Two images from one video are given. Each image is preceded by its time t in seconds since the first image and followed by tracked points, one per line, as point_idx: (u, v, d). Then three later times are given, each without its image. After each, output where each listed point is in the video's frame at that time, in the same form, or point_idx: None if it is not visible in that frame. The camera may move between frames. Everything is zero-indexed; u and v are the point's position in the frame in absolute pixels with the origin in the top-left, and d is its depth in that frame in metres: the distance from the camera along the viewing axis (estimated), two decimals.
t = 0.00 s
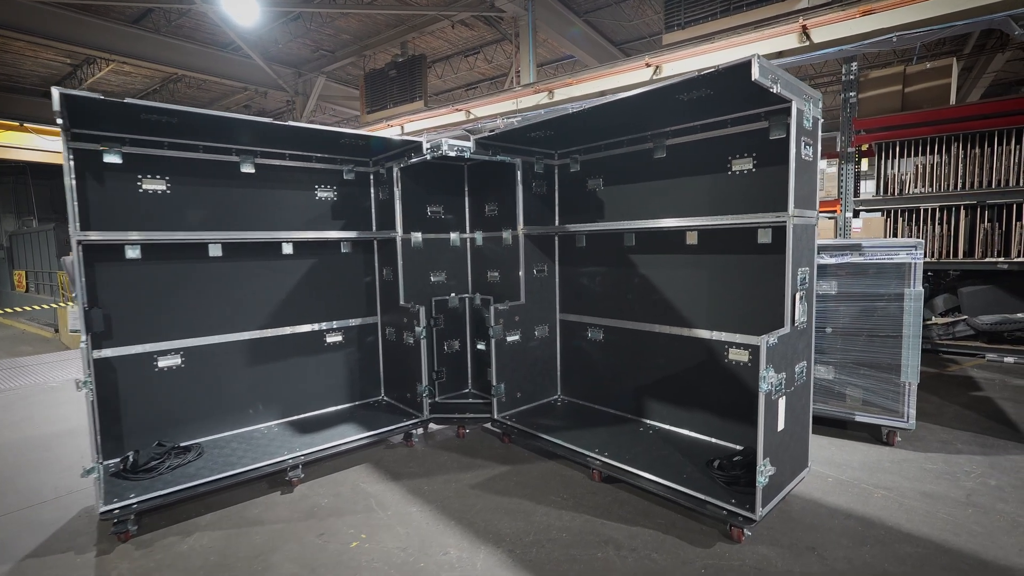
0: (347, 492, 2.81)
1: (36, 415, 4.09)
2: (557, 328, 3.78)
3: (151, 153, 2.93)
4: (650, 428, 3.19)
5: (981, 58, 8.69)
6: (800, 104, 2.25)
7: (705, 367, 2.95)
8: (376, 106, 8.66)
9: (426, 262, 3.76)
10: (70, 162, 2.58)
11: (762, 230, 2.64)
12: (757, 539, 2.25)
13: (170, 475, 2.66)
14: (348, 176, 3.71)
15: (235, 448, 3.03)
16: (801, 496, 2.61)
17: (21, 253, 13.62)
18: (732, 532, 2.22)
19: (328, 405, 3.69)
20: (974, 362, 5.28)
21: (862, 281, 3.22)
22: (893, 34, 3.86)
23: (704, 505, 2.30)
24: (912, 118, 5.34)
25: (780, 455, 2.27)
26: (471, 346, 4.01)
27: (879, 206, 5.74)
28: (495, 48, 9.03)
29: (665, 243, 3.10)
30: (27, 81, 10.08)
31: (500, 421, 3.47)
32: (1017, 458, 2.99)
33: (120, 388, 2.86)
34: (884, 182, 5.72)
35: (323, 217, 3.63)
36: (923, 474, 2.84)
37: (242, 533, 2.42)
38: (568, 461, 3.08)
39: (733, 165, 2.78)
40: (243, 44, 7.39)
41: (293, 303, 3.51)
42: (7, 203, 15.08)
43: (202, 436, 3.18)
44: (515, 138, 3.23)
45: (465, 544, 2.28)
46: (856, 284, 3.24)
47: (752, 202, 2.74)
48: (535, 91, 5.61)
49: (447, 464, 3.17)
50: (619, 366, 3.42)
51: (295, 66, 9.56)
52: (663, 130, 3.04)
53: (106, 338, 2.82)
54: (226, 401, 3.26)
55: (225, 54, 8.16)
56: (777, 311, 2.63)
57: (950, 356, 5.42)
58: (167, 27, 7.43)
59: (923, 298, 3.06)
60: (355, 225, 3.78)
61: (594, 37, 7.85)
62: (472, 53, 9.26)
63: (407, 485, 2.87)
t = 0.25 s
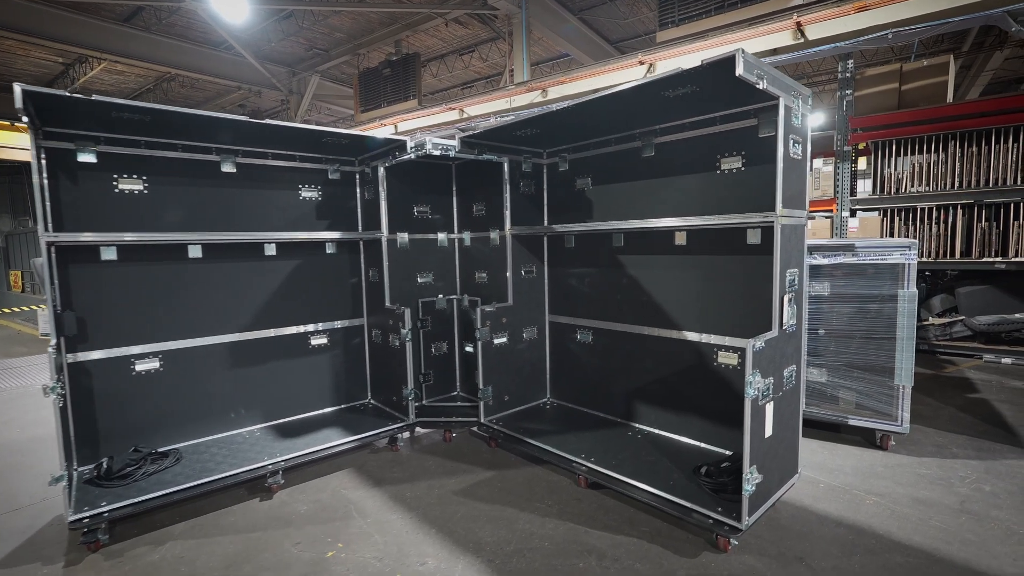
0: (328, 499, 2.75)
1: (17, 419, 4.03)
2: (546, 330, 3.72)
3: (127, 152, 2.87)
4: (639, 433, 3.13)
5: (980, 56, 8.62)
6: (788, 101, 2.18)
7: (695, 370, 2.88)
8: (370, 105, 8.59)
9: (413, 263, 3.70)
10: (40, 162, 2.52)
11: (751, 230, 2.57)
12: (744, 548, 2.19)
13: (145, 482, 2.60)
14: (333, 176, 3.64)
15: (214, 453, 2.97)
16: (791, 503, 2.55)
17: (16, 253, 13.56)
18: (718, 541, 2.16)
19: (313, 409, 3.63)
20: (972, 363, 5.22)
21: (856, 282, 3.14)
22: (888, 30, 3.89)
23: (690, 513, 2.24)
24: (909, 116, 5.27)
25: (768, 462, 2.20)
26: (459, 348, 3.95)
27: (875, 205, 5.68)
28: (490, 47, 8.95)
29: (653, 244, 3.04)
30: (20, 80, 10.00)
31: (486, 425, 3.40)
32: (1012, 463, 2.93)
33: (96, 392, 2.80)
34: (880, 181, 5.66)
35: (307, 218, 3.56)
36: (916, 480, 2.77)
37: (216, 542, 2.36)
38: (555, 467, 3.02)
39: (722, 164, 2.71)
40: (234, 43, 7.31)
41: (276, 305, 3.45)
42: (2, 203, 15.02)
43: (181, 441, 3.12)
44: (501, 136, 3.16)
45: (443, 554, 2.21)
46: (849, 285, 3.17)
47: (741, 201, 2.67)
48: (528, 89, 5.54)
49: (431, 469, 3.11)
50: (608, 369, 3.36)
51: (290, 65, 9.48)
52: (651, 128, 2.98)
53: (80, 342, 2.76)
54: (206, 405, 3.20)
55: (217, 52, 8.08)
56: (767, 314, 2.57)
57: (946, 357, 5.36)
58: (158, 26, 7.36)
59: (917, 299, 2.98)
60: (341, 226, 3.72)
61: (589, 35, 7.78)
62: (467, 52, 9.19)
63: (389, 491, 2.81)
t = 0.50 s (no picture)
0: (306, 503, 2.71)
1: None
2: (532, 332, 3.68)
3: (104, 152, 2.83)
4: (624, 435, 3.09)
5: (977, 54, 8.58)
6: (769, 99, 2.14)
7: (679, 372, 2.85)
8: (364, 104, 8.54)
9: (398, 263, 3.66)
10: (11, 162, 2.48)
11: (734, 230, 2.53)
12: (724, 554, 2.16)
13: (119, 486, 2.57)
14: (317, 176, 3.60)
15: (192, 457, 2.93)
16: (774, 507, 2.51)
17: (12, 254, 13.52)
18: (698, 547, 2.12)
19: (296, 411, 3.59)
20: (965, 363, 5.15)
21: (844, 282, 3.10)
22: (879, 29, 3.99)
23: (669, 519, 2.20)
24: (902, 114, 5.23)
25: (749, 467, 2.17)
26: (446, 350, 3.91)
27: (869, 205, 5.63)
28: (484, 46, 8.90)
29: (639, 244, 3.00)
30: (13, 80, 9.94)
31: (471, 428, 3.37)
32: (1001, 466, 2.89)
33: (71, 395, 2.77)
34: (874, 180, 5.61)
35: (290, 218, 3.52)
36: (903, 483, 2.74)
37: (189, 548, 2.33)
38: (538, 470, 2.98)
39: (706, 164, 2.67)
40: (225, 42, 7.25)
41: (259, 306, 3.42)
42: None
43: (160, 445, 3.09)
44: (484, 136, 3.13)
45: (418, 561, 2.18)
46: (837, 286, 3.13)
47: (725, 201, 2.63)
48: (520, 88, 5.50)
49: (414, 473, 3.07)
50: (593, 370, 3.32)
51: (284, 65, 9.44)
52: (636, 127, 2.94)
53: (55, 344, 2.72)
54: (186, 407, 3.16)
55: (209, 52, 8.03)
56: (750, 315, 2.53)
57: (940, 357, 5.30)
58: (150, 25, 7.32)
59: (905, 300, 2.94)
60: (325, 226, 3.68)
61: (583, 34, 7.73)
62: (462, 51, 9.14)
63: (369, 495, 2.77)
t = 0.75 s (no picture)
0: (281, 508, 2.68)
1: None
2: (515, 333, 3.65)
3: (77, 152, 2.80)
4: (604, 439, 3.06)
5: (971, 54, 8.56)
6: (743, 98, 2.10)
7: (658, 375, 2.82)
8: (356, 104, 8.51)
9: (380, 265, 3.63)
10: None
11: (712, 232, 2.51)
12: (697, 560, 2.13)
13: (90, 491, 2.54)
14: (297, 177, 3.57)
15: (167, 461, 2.90)
16: (752, 512, 2.48)
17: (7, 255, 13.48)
18: (671, 554, 2.09)
19: (277, 414, 3.56)
20: (955, 365, 5.10)
21: (827, 284, 3.06)
22: (866, 28, 4.05)
23: (643, 525, 2.17)
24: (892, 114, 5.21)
25: (723, 472, 2.14)
26: (429, 351, 3.88)
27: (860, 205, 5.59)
28: (477, 46, 8.87)
29: (618, 246, 2.97)
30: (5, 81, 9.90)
31: (452, 431, 3.34)
32: (984, 470, 2.86)
33: (44, 399, 2.73)
34: (864, 180, 5.58)
35: (270, 219, 3.49)
36: (885, 487, 2.71)
37: (157, 554, 2.30)
38: (517, 474, 2.95)
39: (684, 164, 2.65)
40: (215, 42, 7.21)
41: (238, 308, 3.38)
42: None
43: (136, 448, 3.06)
44: (464, 136, 3.10)
45: (387, 567, 2.15)
46: (819, 287, 3.09)
47: (703, 202, 2.60)
48: (509, 88, 5.46)
49: (392, 476, 3.04)
50: (575, 373, 3.30)
51: (277, 65, 9.40)
52: (615, 127, 2.91)
53: (27, 347, 2.69)
54: (163, 410, 3.13)
55: (200, 52, 7.99)
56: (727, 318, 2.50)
57: (931, 358, 5.27)
58: (141, 25, 7.27)
59: (887, 302, 2.91)
60: (306, 227, 3.65)
61: (576, 34, 7.70)
62: (455, 51, 9.10)
63: (345, 500, 2.75)
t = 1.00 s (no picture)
0: (250, 514, 2.66)
1: None
2: (495, 337, 3.63)
3: (47, 156, 2.78)
4: (580, 444, 3.04)
5: (965, 55, 8.53)
6: (710, 102, 2.07)
7: (633, 380, 2.80)
8: (348, 105, 8.48)
9: (359, 268, 3.61)
10: None
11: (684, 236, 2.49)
12: (664, 570, 2.11)
13: (56, 498, 2.52)
14: (276, 179, 3.55)
15: (138, 467, 2.88)
16: (724, 519, 2.46)
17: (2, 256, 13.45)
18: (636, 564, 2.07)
19: (255, 418, 3.54)
20: (942, 368, 5.05)
21: (805, 288, 3.04)
22: (851, 29, 4.07)
23: (610, 534, 2.15)
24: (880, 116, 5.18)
25: (690, 480, 2.11)
26: (410, 355, 3.86)
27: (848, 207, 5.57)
28: (469, 47, 8.85)
29: (594, 250, 2.94)
30: None
31: (429, 436, 3.31)
32: (962, 476, 2.84)
33: (12, 404, 2.71)
34: (852, 182, 5.55)
35: (248, 222, 3.47)
36: (860, 494, 2.68)
37: (120, 562, 2.28)
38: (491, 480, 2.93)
39: (658, 167, 2.63)
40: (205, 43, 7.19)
41: (214, 312, 3.36)
42: None
43: (109, 453, 3.03)
44: (440, 140, 3.07)
45: None
46: (797, 292, 3.07)
47: (676, 206, 2.58)
48: (497, 89, 5.44)
49: (367, 482, 3.02)
50: (553, 377, 3.28)
51: (269, 66, 9.36)
52: (591, 130, 2.89)
53: None
54: (137, 415, 3.11)
55: (191, 53, 7.96)
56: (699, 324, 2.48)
57: (919, 361, 5.24)
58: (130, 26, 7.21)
59: (865, 306, 2.88)
60: (285, 230, 3.63)
61: (568, 35, 7.67)
62: (447, 52, 9.08)
63: (315, 506, 2.72)
